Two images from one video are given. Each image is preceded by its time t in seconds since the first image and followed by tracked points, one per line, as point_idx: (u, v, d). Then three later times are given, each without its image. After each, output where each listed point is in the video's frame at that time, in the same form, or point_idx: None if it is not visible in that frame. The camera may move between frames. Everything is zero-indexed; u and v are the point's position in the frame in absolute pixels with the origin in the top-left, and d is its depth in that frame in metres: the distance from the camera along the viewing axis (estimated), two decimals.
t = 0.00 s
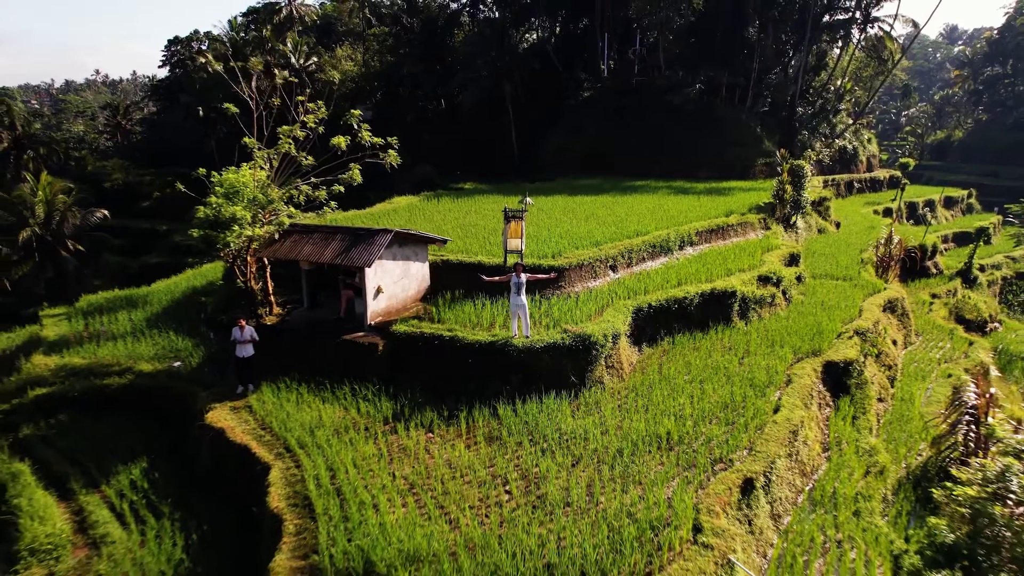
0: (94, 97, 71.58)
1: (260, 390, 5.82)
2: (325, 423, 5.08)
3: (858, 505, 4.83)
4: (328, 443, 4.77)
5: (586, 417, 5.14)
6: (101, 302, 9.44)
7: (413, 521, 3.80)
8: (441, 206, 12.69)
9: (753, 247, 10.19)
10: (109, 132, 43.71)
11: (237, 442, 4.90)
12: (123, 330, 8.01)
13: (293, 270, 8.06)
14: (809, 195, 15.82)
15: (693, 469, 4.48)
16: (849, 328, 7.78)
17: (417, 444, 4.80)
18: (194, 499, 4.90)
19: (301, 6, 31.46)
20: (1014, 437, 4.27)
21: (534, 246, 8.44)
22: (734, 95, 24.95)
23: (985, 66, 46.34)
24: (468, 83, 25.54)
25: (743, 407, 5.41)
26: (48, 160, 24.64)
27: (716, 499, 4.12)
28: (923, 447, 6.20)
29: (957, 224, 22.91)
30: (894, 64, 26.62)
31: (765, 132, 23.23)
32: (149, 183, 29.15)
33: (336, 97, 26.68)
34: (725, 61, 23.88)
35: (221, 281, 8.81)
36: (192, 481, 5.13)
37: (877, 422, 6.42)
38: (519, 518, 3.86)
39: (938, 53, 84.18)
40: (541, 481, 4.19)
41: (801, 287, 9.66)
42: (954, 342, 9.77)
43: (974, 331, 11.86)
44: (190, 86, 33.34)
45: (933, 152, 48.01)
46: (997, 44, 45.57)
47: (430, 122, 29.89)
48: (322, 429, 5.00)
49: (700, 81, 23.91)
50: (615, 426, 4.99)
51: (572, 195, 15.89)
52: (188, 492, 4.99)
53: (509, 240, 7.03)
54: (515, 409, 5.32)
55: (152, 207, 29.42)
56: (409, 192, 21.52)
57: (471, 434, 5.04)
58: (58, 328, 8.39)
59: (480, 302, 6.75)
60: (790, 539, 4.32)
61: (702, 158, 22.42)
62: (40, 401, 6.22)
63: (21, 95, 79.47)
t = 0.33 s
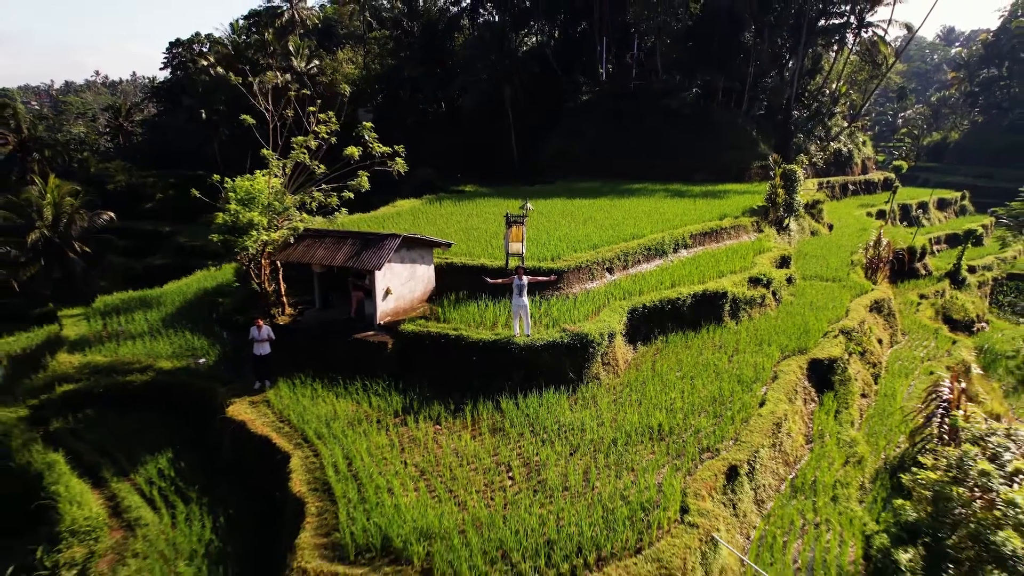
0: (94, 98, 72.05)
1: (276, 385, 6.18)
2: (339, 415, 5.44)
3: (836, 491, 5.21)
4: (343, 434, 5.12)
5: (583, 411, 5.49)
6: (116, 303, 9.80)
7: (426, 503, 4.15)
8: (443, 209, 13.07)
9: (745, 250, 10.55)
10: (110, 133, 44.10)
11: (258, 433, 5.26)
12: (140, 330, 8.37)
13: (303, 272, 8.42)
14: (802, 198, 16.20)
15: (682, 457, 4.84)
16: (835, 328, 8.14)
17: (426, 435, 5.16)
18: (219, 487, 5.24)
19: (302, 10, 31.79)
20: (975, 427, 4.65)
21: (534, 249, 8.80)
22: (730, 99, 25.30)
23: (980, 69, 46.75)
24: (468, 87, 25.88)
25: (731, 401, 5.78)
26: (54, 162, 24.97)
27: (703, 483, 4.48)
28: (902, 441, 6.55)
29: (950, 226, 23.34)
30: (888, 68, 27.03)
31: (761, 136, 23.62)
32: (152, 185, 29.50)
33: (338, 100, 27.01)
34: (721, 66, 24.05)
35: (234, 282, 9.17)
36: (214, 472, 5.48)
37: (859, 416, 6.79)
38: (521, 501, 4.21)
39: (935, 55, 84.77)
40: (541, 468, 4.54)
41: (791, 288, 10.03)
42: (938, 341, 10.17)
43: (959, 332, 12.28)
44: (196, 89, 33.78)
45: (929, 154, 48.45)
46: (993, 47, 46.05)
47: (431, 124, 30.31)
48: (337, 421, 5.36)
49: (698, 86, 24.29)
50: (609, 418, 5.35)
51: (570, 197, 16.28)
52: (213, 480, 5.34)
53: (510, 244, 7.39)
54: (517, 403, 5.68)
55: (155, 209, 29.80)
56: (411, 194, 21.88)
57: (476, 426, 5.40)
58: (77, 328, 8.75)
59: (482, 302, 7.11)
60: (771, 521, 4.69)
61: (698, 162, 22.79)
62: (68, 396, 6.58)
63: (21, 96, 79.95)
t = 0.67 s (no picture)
0: (92, 101, 73.02)
1: (307, 377, 7.14)
2: (364, 401, 6.43)
3: (782, 462, 6.22)
4: (370, 416, 6.11)
5: (571, 397, 6.49)
6: (149, 305, 10.78)
7: (442, 467, 5.13)
8: (444, 218, 14.08)
9: (721, 256, 11.58)
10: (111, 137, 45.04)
11: (297, 416, 6.22)
12: (178, 329, 9.35)
13: (322, 278, 9.40)
14: (780, 206, 17.24)
15: (652, 433, 5.84)
16: (796, 327, 9.16)
17: (439, 416, 6.14)
18: (265, 461, 6.22)
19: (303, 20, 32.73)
20: (889, 407, 5.66)
21: (529, 257, 9.79)
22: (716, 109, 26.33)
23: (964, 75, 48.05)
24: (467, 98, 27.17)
25: (697, 388, 6.79)
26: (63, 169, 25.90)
27: (667, 452, 5.47)
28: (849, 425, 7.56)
29: (925, 230, 24.45)
30: (868, 79, 28.16)
31: (746, 144, 24.71)
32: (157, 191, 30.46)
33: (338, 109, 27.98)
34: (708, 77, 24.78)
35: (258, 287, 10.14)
36: (259, 449, 6.47)
37: (812, 403, 7.84)
38: (519, 465, 5.20)
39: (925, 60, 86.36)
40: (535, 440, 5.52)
41: (762, 291, 11.06)
42: (895, 338, 11.23)
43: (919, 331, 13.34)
44: (206, 99, 35.58)
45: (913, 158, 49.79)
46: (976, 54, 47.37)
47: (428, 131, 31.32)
48: (363, 405, 6.34)
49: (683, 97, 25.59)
50: (592, 402, 6.35)
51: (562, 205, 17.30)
52: (259, 455, 6.33)
53: (508, 253, 8.39)
54: (515, 390, 6.67)
55: (157, 212, 32.11)
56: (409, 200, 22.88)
57: (481, 408, 6.38)
58: (118, 328, 9.72)
59: (484, 305, 8.10)
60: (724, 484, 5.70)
61: (690, 168, 23.82)
62: (125, 387, 7.56)
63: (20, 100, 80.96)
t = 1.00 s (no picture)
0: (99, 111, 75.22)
1: (351, 367, 9.06)
2: (397, 384, 8.34)
3: (717, 429, 8.16)
4: (403, 396, 8.01)
5: (557, 381, 8.42)
6: (202, 310, 12.71)
7: (462, 430, 7.05)
8: (450, 233, 16.02)
9: (689, 268, 13.53)
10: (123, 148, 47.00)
11: (348, 397, 8.13)
12: (233, 330, 11.25)
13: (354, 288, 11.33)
14: (749, 220, 19.23)
15: (617, 406, 7.78)
16: (745, 329, 11.10)
17: (455, 395, 8.07)
18: (322, 428, 8.13)
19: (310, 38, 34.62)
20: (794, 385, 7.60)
21: (525, 270, 11.72)
22: (699, 126, 28.31)
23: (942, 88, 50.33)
24: (467, 117, 29.39)
25: (655, 376, 8.72)
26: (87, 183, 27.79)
27: (627, 419, 7.42)
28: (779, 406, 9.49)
29: (891, 240, 26.49)
30: (841, 97, 30.14)
31: (726, 160, 26.58)
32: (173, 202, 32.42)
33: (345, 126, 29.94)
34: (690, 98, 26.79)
35: (297, 294, 12.05)
36: (315, 421, 8.36)
37: (754, 384, 9.71)
38: (518, 427, 7.12)
39: (910, 68, 88.72)
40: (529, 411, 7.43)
41: (723, 298, 13.00)
42: (836, 338, 13.20)
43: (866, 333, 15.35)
44: (217, 115, 37.55)
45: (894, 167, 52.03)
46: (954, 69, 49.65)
47: (430, 145, 33.34)
48: (397, 387, 8.27)
49: (667, 117, 27.43)
50: (573, 385, 8.28)
51: (554, 220, 19.28)
52: (317, 425, 8.24)
53: (508, 268, 10.32)
54: (514, 377, 8.59)
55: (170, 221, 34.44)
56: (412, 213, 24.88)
57: (488, 390, 8.30)
58: (181, 329, 11.64)
59: (490, 310, 10.05)
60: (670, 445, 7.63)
61: (669, 186, 25.48)
62: (204, 376, 9.48)
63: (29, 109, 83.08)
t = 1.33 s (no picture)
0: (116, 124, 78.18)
1: (391, 363, 11.53)
2: (428, 375, 10.82)
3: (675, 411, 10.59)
4: (434, 384, 10.47)
5: (553, 373, 10.88)
6: (256, 317, 15.22)
7: (481, 408, 9.50)
8: (462, 250, 18.52)
9: (666, 282, 15.98)
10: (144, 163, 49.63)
11: (392, 385, 10.60)
12: (287, 334, 13.74)
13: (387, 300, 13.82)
14: (726, 238, 21.71)
15: (597, 392, 10.22)
16: (708, 334, 13.54)
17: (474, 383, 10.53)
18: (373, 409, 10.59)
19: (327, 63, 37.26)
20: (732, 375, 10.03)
21: (527, 286, 14.19)
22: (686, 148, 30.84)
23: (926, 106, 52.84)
24: (474, 138, 31.96)
25: (628, 370, 11.16)
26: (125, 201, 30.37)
27: (603, 401, 9.87)
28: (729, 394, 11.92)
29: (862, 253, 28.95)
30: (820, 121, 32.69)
31: (711, 180, 29.08)
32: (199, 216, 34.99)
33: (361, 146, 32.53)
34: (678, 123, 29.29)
35: (337, 305, 14.53)
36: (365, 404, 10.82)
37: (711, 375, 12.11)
38: (523, 407, 9.58)
39: (901, 84, 92.06)
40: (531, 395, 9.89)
41: (694, 308, 15.45)
42: (790, 342, 15.63)
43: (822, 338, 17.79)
44: (239, 133, 40.18)
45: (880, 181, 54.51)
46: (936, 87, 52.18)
47: (439, 164, 35.93)
48: (428, 377, 10.74)
49: (657, 141, 29.99)
50: (565, 376, 10.73)
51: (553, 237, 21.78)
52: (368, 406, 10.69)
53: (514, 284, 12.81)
54: (519, 370, 11.05)
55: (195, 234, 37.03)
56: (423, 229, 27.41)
57: (499, 380, 10.76)
58: (243, 333, 14.13)
59: (500, 318, 12.54)
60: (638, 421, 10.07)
61: (660, 204, 27.87)
62: (273, 369, 11.94)
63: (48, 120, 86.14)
